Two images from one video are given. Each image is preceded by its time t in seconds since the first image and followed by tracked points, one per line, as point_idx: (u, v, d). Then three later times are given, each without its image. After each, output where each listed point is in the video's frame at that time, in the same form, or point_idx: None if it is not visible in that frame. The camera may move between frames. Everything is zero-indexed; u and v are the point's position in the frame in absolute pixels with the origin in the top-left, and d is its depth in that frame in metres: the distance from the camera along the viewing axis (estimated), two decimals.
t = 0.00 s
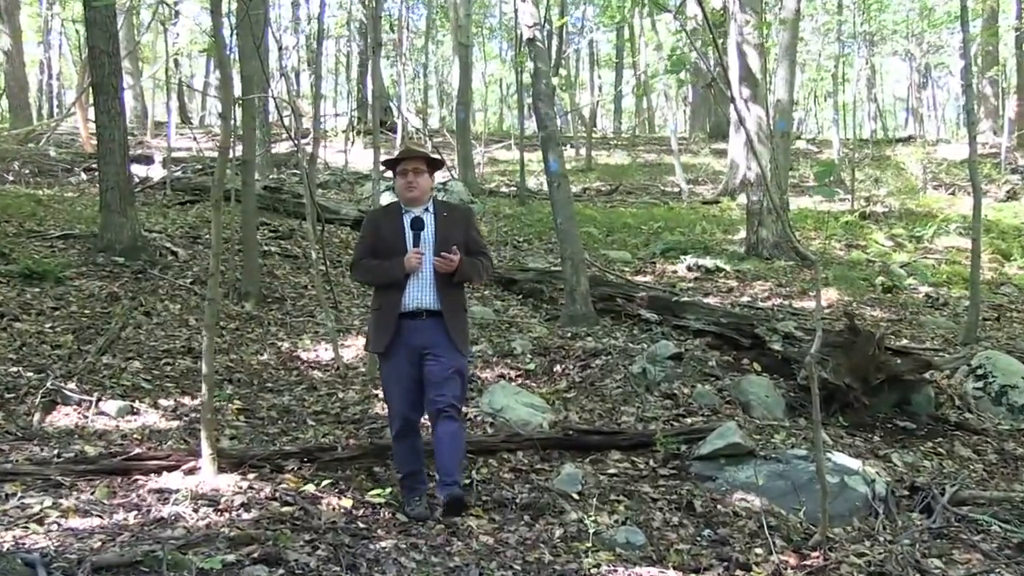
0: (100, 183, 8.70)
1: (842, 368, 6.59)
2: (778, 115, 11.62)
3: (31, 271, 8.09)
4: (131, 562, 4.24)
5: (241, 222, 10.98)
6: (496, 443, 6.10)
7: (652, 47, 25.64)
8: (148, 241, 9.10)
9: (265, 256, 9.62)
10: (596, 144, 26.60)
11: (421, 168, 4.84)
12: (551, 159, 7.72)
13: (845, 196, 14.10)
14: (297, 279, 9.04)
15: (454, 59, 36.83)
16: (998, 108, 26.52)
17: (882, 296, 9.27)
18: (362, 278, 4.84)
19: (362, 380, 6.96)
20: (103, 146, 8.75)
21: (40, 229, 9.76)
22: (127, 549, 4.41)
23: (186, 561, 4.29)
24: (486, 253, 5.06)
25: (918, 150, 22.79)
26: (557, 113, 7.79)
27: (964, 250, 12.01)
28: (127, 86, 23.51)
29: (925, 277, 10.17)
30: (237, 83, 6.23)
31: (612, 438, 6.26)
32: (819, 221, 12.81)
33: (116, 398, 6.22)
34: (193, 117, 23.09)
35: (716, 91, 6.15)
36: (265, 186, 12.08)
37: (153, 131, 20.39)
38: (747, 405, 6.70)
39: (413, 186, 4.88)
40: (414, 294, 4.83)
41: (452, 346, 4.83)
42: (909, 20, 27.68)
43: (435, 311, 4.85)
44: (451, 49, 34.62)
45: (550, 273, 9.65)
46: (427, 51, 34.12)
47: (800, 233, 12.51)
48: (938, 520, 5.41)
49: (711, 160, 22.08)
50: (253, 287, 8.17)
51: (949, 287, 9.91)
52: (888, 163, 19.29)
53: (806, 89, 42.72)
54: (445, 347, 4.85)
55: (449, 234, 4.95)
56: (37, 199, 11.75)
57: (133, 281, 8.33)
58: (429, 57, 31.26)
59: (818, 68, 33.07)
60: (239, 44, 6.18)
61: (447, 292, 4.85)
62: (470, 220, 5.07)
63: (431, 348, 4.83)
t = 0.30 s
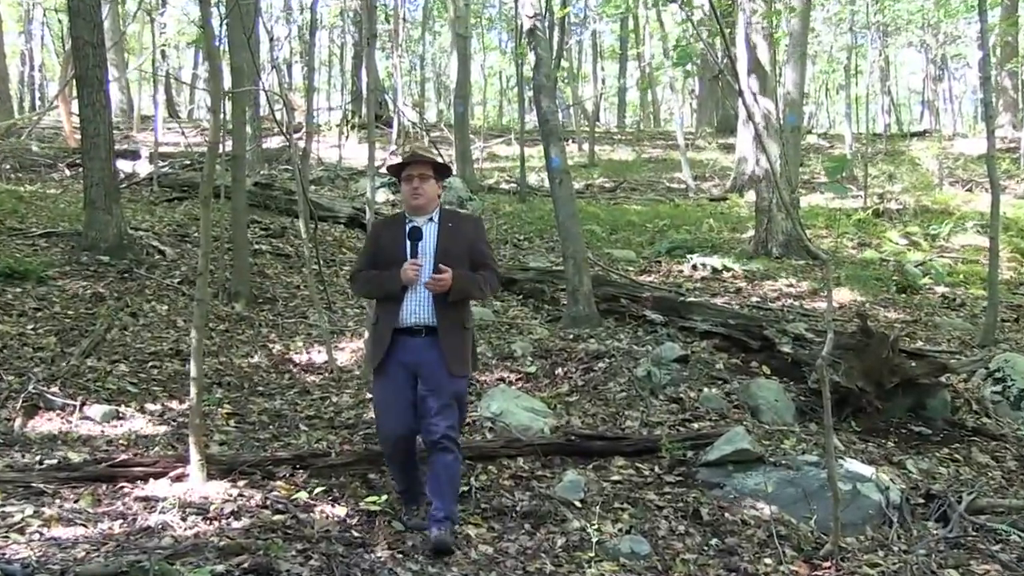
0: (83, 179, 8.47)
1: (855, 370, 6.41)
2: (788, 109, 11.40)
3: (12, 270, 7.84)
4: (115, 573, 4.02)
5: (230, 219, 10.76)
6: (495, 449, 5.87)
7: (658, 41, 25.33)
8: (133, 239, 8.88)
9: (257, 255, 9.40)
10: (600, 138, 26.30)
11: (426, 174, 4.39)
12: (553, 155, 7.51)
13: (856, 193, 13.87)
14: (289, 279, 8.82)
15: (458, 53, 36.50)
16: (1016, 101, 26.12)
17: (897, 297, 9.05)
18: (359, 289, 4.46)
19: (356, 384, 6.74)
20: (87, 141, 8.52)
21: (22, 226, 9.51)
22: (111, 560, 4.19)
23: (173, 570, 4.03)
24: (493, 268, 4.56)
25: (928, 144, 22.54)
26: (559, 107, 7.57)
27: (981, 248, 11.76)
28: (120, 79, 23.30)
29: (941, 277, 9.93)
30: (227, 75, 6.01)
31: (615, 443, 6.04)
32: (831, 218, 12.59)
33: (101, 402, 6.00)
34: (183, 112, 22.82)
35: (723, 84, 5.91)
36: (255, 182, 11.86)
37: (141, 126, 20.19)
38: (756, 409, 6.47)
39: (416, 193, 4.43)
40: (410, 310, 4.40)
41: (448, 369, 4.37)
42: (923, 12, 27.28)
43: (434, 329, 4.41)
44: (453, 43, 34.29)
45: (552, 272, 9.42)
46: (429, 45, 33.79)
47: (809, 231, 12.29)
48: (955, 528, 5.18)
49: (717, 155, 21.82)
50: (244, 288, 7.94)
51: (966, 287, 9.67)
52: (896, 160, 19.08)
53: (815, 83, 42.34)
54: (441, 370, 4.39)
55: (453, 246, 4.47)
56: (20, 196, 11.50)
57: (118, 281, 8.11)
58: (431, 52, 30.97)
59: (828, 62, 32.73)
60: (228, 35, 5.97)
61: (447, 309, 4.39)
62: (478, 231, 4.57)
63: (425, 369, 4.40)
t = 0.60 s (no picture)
0: (67, 175, 8.25)
1: (868, 375, 6.25)
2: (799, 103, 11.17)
3: None
4: None
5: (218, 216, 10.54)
6: (495, 456, 5.64)
7: (664, 35, 25.02)
8: (118, 237, 8.67)
9: (249, 254, 9.18)
10: (603, 132, 26.00)
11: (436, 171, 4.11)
12: (555, 151, 7.30)
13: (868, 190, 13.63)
14: (281, 279, 8.61)
15: (461, 47, 36.20)
16: None
17: (913, 298, 8.82)
18: (362, 292, 4.10)
19: (349, 388, 6.52)
20: (70, 136, 8.30)
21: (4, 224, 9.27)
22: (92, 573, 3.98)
23: None
24: (502, 270, 4.27)
25: (939, 139, 22.26)
26: (562, 101, 7.35)
27: (1000, 247, 11.50)
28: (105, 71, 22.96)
29: (959, 276, 9.70)
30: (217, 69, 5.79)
31: (619, 449, 5.82)
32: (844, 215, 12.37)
33: (86, 407, 5.78)
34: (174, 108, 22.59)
35: (732, 76, 5.65)
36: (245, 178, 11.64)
37: (123, 119, 19.85)
38: (765, 414, 6.25)
39: (424, 191, 4.14)
40: (418, 314, 4.07)
41: (461, 376, 4.06)
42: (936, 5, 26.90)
43: (442, 334, 4.09)
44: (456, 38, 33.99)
45: (554, 271, 9.20)
46: (432, 39, 33.51)
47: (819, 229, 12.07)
48: (975, 538, 4.93)
49: (725, 150, 21.55)
50: (234, 288, 7.73)
51: (985, 287, 9.44)
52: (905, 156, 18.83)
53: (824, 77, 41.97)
54: (451, 377, 4.08)
55: (461, 247, 4.18)
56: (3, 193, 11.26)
57: (104, 281, 7.91)
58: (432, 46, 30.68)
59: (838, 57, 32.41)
60: (218, 25, 5.76)
61: (457, 313, 4.07)
62: (485, 231, 4.29)
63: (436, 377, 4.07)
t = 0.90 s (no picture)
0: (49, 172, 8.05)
1: (881, 379, 6.04)
2: (809, 96, 10.94)
3: None
4: None
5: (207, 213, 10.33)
6: (494, 462, 5.43)
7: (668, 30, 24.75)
8: (104, 235, 8.46)
9: (240, 252, 8.98)
10: (606, 127, 25.73)
11: (436, 165, 3.87)
12: (557, 146, 7.10)
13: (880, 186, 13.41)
14: (272, 279, 8.41)
15: (463, 42, 35.87)
16: None
17: (929, 299, 8.62)
18: (359, 294, 3.82)
19: (344, 392, 6.31)
20: (54, 132, 8.09)
21: None
22: None
23: None
24: (505, 269, 4.07)
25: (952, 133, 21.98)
26: (564, 95, 7.16)
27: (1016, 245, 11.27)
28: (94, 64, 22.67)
29: (975, 276, 9.48)
30: (206, 61, 5.59)
31: (623, 455, 5.61)
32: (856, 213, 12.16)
33: (70, 412, 5.58)
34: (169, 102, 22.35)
35: (741, 67, 5.44)
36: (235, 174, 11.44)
37: (110, 114, 19.60)
38: (774, 418, 6.05)
39: (424, 187, 3.89)
40: (421, 316, 3.84)
41: (465, 382, 3.85)
42: None
43: (446, 338, 3.86)
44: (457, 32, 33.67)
45: (556, 271, 8.99)
46: (434, 34, 33.22)
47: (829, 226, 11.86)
48: (994, 547, 4.71)
49: (731, 145, 21.29)
50: (224, 288, 7.53)
51: (1003, 287, 9.22)
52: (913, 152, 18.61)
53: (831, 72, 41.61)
54: (454, 382, 3.85)
55: (463, 246, 3.95)
56: None
57: (89, 280, 7.70)
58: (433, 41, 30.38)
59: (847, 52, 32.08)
60: (206, 15, 5.56)
61: (461, 316, 3.85)
62: (486, 229, 4.07)
63: (438, 383, 3.84)
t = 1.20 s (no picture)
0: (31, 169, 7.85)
1: (895, 383, 5.89)
2: (820, 88, 10.69)
3: None
4: None
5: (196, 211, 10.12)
6: (493, 469, 5.23)
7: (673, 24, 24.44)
8: (88, 234, 8.26)
9: (228, 251, 8.78)
10: (610, 121, 25.42)
11: (425, 165, 3.59)
12: (558, 140, 6.90)
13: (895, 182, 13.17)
14: (263, 279, 8.20)
15: (466, 35, 35.54)
16: None
17: (946, 300, 8.41)
18: (351, 300, 3.46)
19: (338, 396, 6.11)
20: (35, 127, 7.87)
21: None
22: None
23: None
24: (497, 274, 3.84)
25: (968, 127, 21.62)
26: (565, 89, 6.98)
27: None
28: (77, 55, 22.22)
29: (993, 276, 9.26)
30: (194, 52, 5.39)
31: (627, 462, 5.41)
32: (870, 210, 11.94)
33: (52, 417, 5.38)
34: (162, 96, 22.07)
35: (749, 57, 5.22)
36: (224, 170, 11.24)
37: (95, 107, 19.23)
38: (784, 424, 5.85)
39: (415, 187, 3.60)
40: (419, 323, 3.54)
41: (465, 393, 3.61)
42: None
43: (445, 345, 3.59)
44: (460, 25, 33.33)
45: (557, 270, 8.78)
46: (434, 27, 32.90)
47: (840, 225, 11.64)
48: (1014, 557, 4.50)
49: (738, 140, 21.00)
50: (213, 289, 7.33)
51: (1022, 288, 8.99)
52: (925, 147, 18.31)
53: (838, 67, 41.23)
54: (454, 393, 3.60)
55: (458, 248, 3.69)
56: None
57: (72, 280, 7.50)
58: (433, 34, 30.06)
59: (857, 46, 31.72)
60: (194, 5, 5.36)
61: (459, 322, 3.60)
62: (477, 233, 3.82)
63: (438, 394, 3.58)
